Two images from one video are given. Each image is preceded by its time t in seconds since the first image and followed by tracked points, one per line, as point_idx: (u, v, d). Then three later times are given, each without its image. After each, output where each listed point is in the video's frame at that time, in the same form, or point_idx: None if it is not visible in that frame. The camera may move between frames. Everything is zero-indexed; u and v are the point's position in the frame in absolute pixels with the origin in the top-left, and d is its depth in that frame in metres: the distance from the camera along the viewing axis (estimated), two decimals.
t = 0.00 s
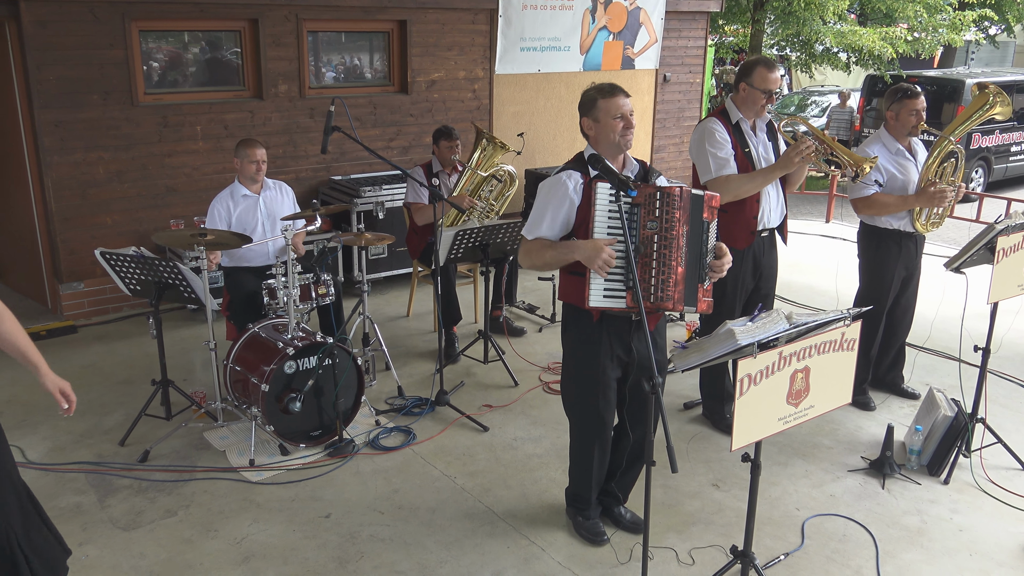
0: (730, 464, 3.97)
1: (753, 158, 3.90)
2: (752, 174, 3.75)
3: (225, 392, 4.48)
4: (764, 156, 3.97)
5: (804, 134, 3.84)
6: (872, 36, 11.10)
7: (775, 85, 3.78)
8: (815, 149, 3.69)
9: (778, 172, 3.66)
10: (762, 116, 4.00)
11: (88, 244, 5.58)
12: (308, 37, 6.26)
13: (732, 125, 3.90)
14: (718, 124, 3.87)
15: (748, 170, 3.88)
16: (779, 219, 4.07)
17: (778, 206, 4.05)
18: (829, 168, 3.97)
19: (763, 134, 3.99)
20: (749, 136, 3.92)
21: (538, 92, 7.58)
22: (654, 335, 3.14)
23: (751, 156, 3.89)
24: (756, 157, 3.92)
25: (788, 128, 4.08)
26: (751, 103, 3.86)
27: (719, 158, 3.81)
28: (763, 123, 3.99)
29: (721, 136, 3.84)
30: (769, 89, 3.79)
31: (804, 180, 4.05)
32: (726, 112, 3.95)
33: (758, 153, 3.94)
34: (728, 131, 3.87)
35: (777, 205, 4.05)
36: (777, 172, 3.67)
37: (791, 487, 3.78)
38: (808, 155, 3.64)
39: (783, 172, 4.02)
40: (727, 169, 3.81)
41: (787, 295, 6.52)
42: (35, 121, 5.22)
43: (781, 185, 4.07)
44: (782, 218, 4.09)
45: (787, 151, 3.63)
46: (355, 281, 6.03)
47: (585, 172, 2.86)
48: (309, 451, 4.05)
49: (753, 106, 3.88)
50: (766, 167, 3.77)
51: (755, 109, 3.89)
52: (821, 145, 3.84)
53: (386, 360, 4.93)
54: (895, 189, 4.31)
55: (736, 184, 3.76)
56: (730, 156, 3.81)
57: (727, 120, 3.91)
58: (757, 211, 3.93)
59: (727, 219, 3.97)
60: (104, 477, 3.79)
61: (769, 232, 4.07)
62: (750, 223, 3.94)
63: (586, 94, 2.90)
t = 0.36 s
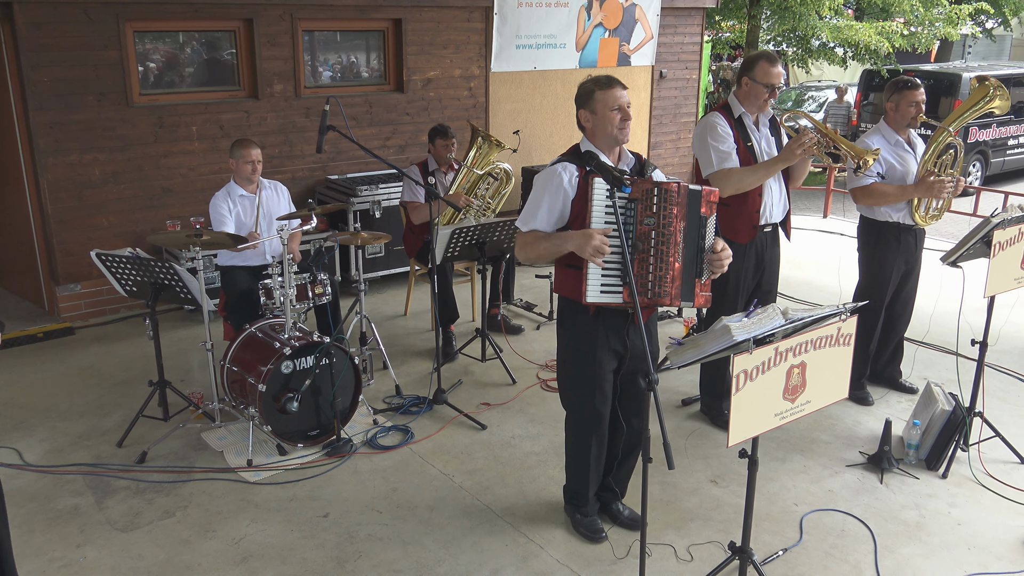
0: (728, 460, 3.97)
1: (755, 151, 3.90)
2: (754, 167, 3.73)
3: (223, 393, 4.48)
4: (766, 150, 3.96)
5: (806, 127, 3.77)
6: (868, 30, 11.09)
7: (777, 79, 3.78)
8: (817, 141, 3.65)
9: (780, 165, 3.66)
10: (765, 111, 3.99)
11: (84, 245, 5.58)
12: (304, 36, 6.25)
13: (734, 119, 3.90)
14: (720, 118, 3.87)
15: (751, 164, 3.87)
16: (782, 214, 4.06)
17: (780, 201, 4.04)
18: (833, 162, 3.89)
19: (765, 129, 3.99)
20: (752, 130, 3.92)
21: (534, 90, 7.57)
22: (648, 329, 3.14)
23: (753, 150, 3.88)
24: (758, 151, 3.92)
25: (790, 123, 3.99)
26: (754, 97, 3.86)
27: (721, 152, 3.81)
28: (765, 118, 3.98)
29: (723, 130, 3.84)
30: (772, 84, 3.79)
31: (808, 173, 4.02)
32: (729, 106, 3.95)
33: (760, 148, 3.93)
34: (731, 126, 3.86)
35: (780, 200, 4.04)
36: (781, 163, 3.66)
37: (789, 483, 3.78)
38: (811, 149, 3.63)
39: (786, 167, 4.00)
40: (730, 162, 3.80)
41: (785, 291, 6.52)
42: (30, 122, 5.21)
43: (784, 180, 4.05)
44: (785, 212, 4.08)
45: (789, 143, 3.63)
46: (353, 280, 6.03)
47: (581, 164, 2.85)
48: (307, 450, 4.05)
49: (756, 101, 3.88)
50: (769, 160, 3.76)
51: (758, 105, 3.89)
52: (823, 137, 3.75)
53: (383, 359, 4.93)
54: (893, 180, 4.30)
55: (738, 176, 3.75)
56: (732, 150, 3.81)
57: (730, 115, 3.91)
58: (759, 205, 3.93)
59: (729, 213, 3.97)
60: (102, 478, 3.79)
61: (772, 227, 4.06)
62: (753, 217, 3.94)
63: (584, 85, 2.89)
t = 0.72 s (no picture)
0: (728, 456, 3.97)
1: (762, 146, 3.89)
2: (760, 162, 3.72)
3: (221, 391, 4.47)
4: (773, 146, 3.95)
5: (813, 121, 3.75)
6: (866, 25, 11.08)
7: (786, 74, 3.74)
8: (824, 137, 3.63)
9: (786, 160, 3.64)
10: (772, 106, 3.98)
11: (82, 244, 5.56)
12: (300, 33, 6.23)
13: (741, 114, 3.88)
14: (727, 112, 3.85)
15: (757, 159, 3.88)
16: (787, 209, 4.05)
17: (786, 197, 4.02)
18: (837, 158, 3.91)
19: (772, 124, 3.98)
20: (759, 125, 3.91)
21: (532, 86, 7.56)
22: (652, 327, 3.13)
23: (760, 144, 3.88)
24: (765, 146, 3.91)
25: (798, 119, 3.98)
26: (762, 92, 3.83)
27: (727, 146, 3.81)
28: (773, 114, 3.98)
29: (730, 124, 3.83)
30: (780, 79, 3.75)
31: (814, 169, 3.99)
32: (736, 101, 3.93)
33: (767, 142, 3.93)
34: (737, 119, 3.85)
35: (786, 196, 4.02)
36: (786, 159, 3.64)
37: (789, 478, 3.78)
38: (817, 143, 3.58)
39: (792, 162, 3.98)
40: (735, 156, 3.80)
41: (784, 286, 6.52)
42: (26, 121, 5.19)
43: (790, 175, 4.03)
44: (791, 209, 4.06)
45: (796, 138, 3.58)
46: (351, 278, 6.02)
47: (576, 168, 2.85)
48: (306, 449, 4.05)
49: (764, 96, 3.86)
50: (775, 155, 3.75)
51: (766, 99, 3.86)
52: (829, 133, 3.75)
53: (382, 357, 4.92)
54: (895, 172, 4.31)
55: (743, 170, 3.75)
56: (738, 144, 3.80)
57: (737, 109, 3.89)
58: (765, 200, 3.91)
59: (733, 207, 3.97)
60: (101, 477, 3.78)
61: (778, 222, 4.04)
62: (757, 213, 3.92)
63: (579, 88, 2.88)
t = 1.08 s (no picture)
0: (738, 453, 3.96)
1: (779, 143, 3.86)
2: (776, 159, 3.72)
3: (231, 388, 4.48)
4: (790, 142, 3.92)
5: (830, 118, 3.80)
6: (873, 21, 11.03)
7: (805, 71, 3.73)
8: (841, 134, 3.64)
9: (802, 156, 3.64)
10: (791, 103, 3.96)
11: (90, 242, 5.57)
12: (307, 31, 6.23)
13: (758, 110, 3.86)
14: (745, 108, 3.84)
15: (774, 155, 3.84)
16: (804, 206, 4.03)
17: (803, 194, 4.00)
18: (853, 155, 3.91)
19: (790, 121, 3.95)
20: (777, 121, 3.88)
21: (539, 83, 7.55)
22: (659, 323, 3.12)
23: (777, 141, 3.85)
24: (782, 143, 3.88)
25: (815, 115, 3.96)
26: (780, 88, 3.81)
27: (744, 142, 3.79)
28: (791, 111, 3.95)
29: (747, 120, 3.82)
30: (799, 75, 3.74)
31: (831, 167, 4.00)
32: (754, 97, 3.91)
33: (784, 139, 3.89)
34: (755, 116, 3.84)
35: (802, 193, 4.00)
36: (803, 155, 3.64)
37: (799, 475, 3.78)
38: (834, 141, 3.61)
39: (809, 159, 3.97)
40: (752, 152, 3.79)
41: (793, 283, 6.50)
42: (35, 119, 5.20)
43: (807, 173, 4.03)
44: (807, 206, 4.05)
45: (813, 135, 3.60)
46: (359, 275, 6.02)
47: (582, 167, 2.84)
48: (315, 446, 4.06)
49: (783, 93, 3.83)
50: (792, 152, 3.74)
51: (784, 96, 3.84)
52: (847, 131, 3.81)
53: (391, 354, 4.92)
54: (908, 168, 4.30)
55: (759, 167, 3.75)
56: (755, 140, 3.79)
57: (755, 105, 3.88)
58: (781, 196, 3.89)
59: (749, 204, 3.96)
60: (112, 474, 3.80)
61: (793, 219, 4.03)
62: (773, 209, 3.91)
63: (585, 87, 2.87)
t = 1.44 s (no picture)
0: (767, 455, 3.93)
1: (818, 142, 3.82)
2: (814, 158, 3.69)
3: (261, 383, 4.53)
4: (829, 142, 3.87)
5: (871, 118, 3.72)
6: (907, 19, 10.86)
7: (844, 69, 3.69)
8: (880, 134, 3.59)
9: (840, 155, 3.61)
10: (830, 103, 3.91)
11: (124, 237, 5.66)
12: (337, 29, 6.27)
13: (797, 109, 3.83)
14: (783, 107, 3.81)
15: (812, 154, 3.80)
16: (842, 206, 3.98)
17: (841, 193, 3.95)
18: (892, 155, 3.86)
19: (829, 121, 3.89)
20: (815, 121, 3.84)
21: (568, 81, 7.54)
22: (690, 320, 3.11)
23: (815, 141, 3.81)
24: (821, 143, 3.84)
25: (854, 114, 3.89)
26: (819, 88, 3.77)
27: (782, 141, 3.76)
28: (831, 110, 3.89)
29: (785, 119, 3.79)
30: (838, 74, 3.70)
31: (870, 167, 3.93)
32: (793, 96, 3.88)
33: (823, 139, 3.85)
34: (794, 115, 3.81)
35: (840, 193, 3.95)
36: (842, 154, 3.61)
37: (829, 478, 3.74)
38: (873, 140, 3.57)
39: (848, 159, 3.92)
40: (790, 151, 3.75)
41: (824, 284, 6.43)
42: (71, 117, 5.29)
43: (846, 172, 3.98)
44: (846, 205, 4.00)
45: (852, 134, 3.57)
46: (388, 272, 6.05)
47: (618, 159, 2.85)
48: (344, 441, 4.09)
49: (822, 92, 3.78)
50: (831, 151, 3.70)
51: (824, 95, 3.79)
52: (887, 131, 3.72)
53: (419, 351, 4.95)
54: (946, 168, 4.23)
55: (796, 166, 3.71)
56: (793, 139, 3.76)
57: (794, 104, 3.84)
58: (819, 196, 3.86)
59: (786, 204, 3.92)
60: (145, 466, 3.85)
61: (831, 219, 3.98)
62: (810, 208, 3.87)
63: (627, 79, 2.86)
